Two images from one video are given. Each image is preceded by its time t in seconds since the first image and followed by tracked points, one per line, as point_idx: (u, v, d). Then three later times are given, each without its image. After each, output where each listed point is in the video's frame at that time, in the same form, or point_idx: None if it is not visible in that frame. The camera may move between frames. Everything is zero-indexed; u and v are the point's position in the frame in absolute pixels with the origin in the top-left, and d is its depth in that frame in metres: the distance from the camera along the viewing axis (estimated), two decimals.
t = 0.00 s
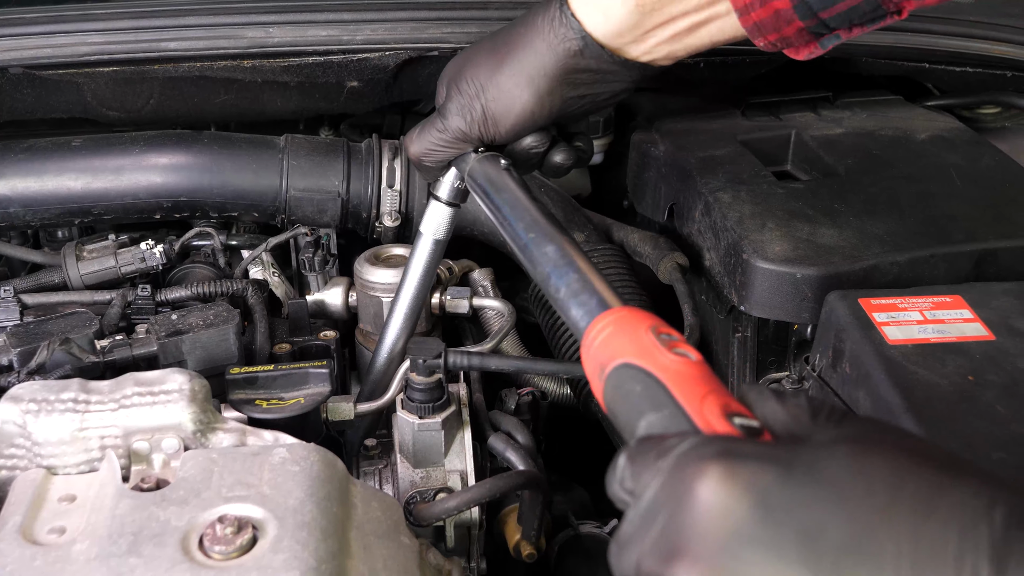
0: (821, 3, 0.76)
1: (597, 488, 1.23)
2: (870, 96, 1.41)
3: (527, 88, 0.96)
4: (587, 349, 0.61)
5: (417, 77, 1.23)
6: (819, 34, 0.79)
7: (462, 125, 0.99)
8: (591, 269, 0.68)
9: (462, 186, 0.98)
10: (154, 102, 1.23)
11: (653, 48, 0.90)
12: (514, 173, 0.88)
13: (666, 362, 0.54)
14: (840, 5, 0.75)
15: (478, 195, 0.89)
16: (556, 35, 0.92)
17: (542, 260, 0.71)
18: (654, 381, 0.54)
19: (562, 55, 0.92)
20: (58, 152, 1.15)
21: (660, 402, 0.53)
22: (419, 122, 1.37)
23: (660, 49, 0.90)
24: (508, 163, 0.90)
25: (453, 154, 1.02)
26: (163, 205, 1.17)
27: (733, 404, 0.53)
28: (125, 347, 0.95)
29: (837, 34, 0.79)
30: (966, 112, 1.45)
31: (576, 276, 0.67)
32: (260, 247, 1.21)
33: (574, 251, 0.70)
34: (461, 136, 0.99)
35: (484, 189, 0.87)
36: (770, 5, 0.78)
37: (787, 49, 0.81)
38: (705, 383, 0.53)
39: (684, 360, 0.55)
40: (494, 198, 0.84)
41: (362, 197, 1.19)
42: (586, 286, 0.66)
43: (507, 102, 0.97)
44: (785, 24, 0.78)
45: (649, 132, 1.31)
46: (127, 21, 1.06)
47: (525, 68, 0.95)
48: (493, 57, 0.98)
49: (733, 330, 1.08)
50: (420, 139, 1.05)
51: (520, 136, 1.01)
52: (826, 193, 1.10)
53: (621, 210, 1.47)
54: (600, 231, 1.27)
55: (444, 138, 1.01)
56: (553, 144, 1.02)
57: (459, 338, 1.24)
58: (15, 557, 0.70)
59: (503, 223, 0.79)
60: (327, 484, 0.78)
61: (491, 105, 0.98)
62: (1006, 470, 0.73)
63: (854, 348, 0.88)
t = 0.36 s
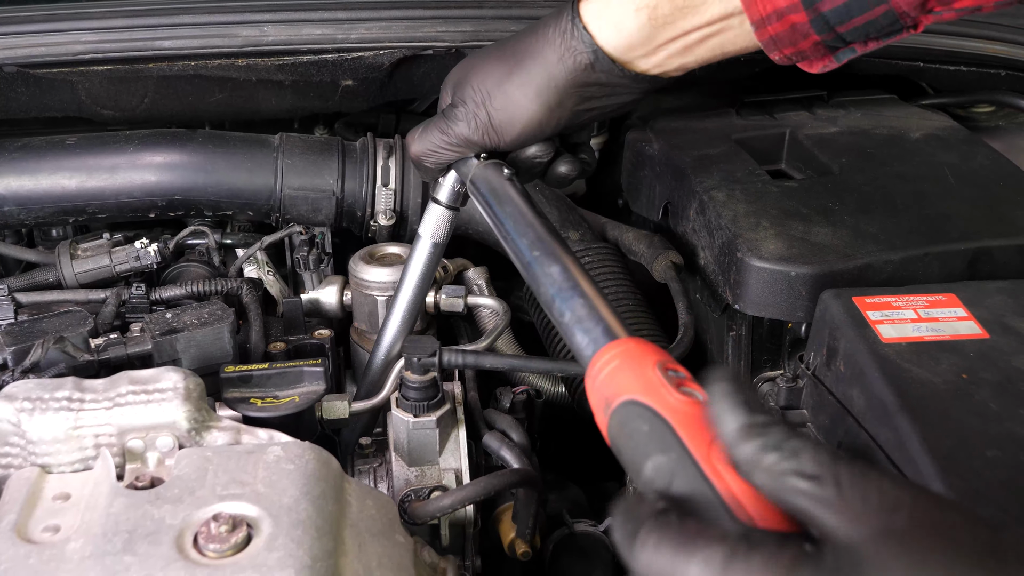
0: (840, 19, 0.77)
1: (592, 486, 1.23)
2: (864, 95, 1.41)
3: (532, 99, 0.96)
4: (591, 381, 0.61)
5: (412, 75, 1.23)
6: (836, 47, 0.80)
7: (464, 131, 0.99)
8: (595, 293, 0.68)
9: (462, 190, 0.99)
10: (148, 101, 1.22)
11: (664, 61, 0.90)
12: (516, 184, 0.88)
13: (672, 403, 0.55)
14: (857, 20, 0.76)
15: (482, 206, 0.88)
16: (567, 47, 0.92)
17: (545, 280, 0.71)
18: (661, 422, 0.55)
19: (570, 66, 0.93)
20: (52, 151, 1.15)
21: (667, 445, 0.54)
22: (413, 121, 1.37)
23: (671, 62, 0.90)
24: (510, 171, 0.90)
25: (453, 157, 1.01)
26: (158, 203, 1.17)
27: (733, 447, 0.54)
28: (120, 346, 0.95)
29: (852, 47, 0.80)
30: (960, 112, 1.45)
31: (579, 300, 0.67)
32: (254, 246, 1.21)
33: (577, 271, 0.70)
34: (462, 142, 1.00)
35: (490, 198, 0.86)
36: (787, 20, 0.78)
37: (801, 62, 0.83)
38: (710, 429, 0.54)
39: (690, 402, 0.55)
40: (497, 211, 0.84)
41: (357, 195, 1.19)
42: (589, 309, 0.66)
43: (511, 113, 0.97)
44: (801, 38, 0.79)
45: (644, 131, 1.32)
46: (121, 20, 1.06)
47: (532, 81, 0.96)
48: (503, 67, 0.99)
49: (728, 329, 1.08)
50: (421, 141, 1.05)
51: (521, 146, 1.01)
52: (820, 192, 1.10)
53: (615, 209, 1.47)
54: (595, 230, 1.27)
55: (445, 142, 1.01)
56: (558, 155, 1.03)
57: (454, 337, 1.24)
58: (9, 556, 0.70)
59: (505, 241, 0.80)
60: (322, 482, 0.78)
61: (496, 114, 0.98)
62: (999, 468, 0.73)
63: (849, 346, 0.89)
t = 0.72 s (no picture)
0: (854, 34, 0.82)
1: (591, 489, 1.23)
2: (863, 97, 1.41)
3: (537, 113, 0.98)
4: (476, 337, 0.59)
5: (411, 77, 1.23)
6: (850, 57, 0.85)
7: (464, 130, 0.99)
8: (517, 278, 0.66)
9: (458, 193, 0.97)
10: (148, 103, 1.23)
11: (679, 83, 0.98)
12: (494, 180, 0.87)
13: (522, 367, 0.53)
14: (872, 32, 0.81)
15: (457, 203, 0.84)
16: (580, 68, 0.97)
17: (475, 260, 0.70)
18: (504, 382, 0.54)
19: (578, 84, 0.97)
20: (52, 152, 1.15)
21: (499, 402, 0.53)
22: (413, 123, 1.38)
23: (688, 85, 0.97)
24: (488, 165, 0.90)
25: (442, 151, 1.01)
26: (157, 205, 1.17)
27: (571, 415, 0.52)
28: (119, 347, 0.96)
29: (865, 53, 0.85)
30: (958, 113, 1.45)
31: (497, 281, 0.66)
32: (254, 248, 1.21)
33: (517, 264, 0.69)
34: (459, 140, 1.00)
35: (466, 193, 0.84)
36: (803, 37, 0.83)
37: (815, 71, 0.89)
38: (553, 396, 0.52)
39: (544, 368, 0.53)
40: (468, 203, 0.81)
41: (357, 197, 1.19)
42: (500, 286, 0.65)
43: (510, 119, 0.98)
44: (817, 52, 0.85)
45: (643, 133, 1.32)
46: (120, 22, 1.07)
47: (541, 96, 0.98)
48: (513, 75, 1.00)
49: (728, 331, 1.08)
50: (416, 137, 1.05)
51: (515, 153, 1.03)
52: (819, 194, 1.10)
53: (614, 210, 1.47)
54: (594, 232, 1.27)
55: (441, 137, 1.01)
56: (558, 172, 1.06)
57: (453, 339, 1.24)
58: (8, 557, 0.70)
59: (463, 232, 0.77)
60: (321, 484, 0.78)
61: (495, 117, 0.99)
62: (997, 471, 0.73)
63: (848, 348, 0.89)
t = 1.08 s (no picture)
0: (859, 107, 0.87)
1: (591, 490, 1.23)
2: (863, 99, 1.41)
3: (537, 137, 0.96)
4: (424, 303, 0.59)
5: (411, 79, 1.23)
6: (858, 137, 0.90)
7: (456, 133, 0.97)
8: (479, 268, 0.66)
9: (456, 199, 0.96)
10: (148, 105, 1.23)
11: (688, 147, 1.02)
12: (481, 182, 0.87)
13: (447, 334, 0.54)
14: (876, 107, 0.86)
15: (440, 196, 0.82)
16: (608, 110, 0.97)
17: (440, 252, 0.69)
18: (428, 344, 0.55)
19: (607, 119, 0.97)
20: (52, 154, 1.15)
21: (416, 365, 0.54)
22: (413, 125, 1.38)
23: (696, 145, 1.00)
24: (477, 165, 0.90)
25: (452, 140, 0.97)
26: (158, 207, 1.17)
27: (488, 381, 0.53)
28: (119, 348, 0.96)
29: (874, 138, 0.90)
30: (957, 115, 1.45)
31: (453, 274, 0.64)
32: (254, 249, 1.22)
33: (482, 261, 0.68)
34: (449, 144, 0.98)
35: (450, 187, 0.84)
36: (808, 102, 0.89)
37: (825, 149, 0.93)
38: (474, 363, 0.53)
39: (467, 336, 0.55)
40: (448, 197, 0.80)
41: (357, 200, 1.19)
42: (459, 272, 0.64)
43: (506, 136, 0.96)
44: (823, 121, 0.89)
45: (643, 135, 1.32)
46: (121, 25, 1.07)
47: (545, 122, 0.96)
48: (522, 95, 0.99)
49: (728, 333, 1.08)
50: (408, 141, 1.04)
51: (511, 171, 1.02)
52: (818, 197, 1.10)
53: (614, 212, 1.47)
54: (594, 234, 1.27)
55: (429, 139, 0.99)
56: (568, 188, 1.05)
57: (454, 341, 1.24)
58: (8, 558, 0.70)
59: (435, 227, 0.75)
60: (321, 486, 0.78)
61: (490, 127, 0.96)
62: (998, 474, 0.73)
63: (848, 350, 0.89)
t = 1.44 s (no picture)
0: (847, 163, 0.89)
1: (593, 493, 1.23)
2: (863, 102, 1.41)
3: (529, 155, 0.97)
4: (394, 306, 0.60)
5: (412, 82, 1.23)
6: (846, 195, 0.93)
7: (454, 133, 0.98)
8: (458, 271, 0.67)
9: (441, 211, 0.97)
10: (149, 107, 1.23)
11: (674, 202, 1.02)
12: (475, 184, 0.89)
13: (410, 334, 0.55)
14: (865, 164, 0.89)
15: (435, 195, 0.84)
16: (599, 152, 0.98)
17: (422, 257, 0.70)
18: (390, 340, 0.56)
19: (596, 162, 0.98)
20: (53, 156, 1.15)
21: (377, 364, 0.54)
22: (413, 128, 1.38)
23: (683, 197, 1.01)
24: (474, 169, 0.91)
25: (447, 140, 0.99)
26: (158, 209, 1.17)
27: (443, 380, 0.53)
28: (120, 351, 0.96)
29: (862, 197, 0.93)
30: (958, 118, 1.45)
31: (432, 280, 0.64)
32: (255, 252, 1.22)
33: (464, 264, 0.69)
34: (446, 144, 0.99)
35: (444, 186, 0.86)
36: (796, 156, 0.91)
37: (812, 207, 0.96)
38: (433, 363, 0.53)
39: (429, 336, 0.55)
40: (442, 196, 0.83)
41: (357, 202, 1.19)
42: (435, 275, 0.65)
43: (499, 148, 0.97)
44: (811, 176, 0.92)
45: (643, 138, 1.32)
46: (122, 27, 1.07)
47: (539, 144, 0.97)
48: (525, 111, 0.99)
49: (728, 336, 1.08)
50: (410, 139, 1.05)
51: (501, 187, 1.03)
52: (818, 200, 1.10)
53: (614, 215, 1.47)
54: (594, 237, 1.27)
55: (427, 135, 1.00)
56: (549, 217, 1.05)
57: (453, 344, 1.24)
58: (8, 560, 0.70)
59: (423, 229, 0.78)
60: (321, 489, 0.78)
61: (486, 134, 0.97)
62: (997, 477, 0.73)
63: (848, 352, 0.88)
